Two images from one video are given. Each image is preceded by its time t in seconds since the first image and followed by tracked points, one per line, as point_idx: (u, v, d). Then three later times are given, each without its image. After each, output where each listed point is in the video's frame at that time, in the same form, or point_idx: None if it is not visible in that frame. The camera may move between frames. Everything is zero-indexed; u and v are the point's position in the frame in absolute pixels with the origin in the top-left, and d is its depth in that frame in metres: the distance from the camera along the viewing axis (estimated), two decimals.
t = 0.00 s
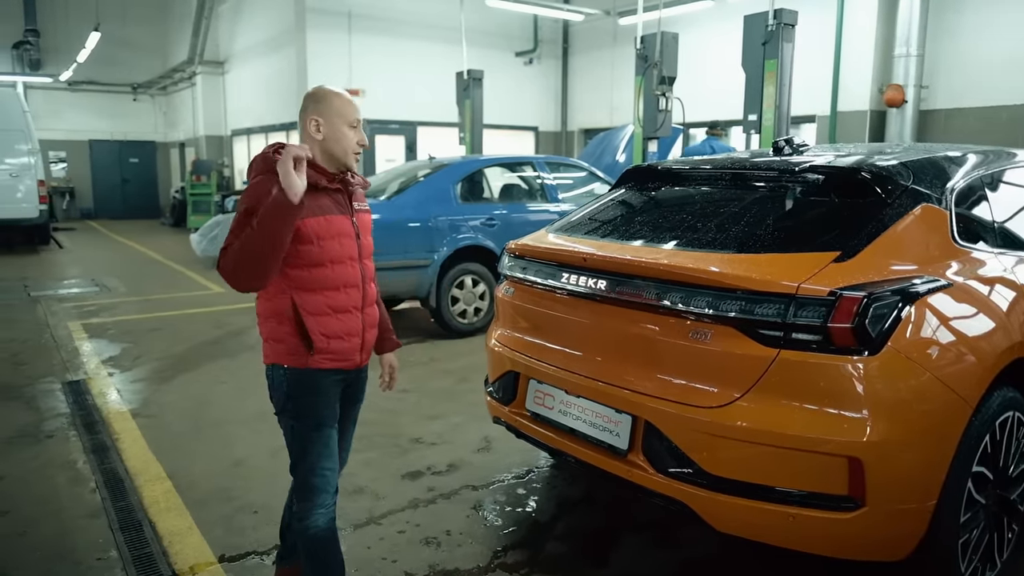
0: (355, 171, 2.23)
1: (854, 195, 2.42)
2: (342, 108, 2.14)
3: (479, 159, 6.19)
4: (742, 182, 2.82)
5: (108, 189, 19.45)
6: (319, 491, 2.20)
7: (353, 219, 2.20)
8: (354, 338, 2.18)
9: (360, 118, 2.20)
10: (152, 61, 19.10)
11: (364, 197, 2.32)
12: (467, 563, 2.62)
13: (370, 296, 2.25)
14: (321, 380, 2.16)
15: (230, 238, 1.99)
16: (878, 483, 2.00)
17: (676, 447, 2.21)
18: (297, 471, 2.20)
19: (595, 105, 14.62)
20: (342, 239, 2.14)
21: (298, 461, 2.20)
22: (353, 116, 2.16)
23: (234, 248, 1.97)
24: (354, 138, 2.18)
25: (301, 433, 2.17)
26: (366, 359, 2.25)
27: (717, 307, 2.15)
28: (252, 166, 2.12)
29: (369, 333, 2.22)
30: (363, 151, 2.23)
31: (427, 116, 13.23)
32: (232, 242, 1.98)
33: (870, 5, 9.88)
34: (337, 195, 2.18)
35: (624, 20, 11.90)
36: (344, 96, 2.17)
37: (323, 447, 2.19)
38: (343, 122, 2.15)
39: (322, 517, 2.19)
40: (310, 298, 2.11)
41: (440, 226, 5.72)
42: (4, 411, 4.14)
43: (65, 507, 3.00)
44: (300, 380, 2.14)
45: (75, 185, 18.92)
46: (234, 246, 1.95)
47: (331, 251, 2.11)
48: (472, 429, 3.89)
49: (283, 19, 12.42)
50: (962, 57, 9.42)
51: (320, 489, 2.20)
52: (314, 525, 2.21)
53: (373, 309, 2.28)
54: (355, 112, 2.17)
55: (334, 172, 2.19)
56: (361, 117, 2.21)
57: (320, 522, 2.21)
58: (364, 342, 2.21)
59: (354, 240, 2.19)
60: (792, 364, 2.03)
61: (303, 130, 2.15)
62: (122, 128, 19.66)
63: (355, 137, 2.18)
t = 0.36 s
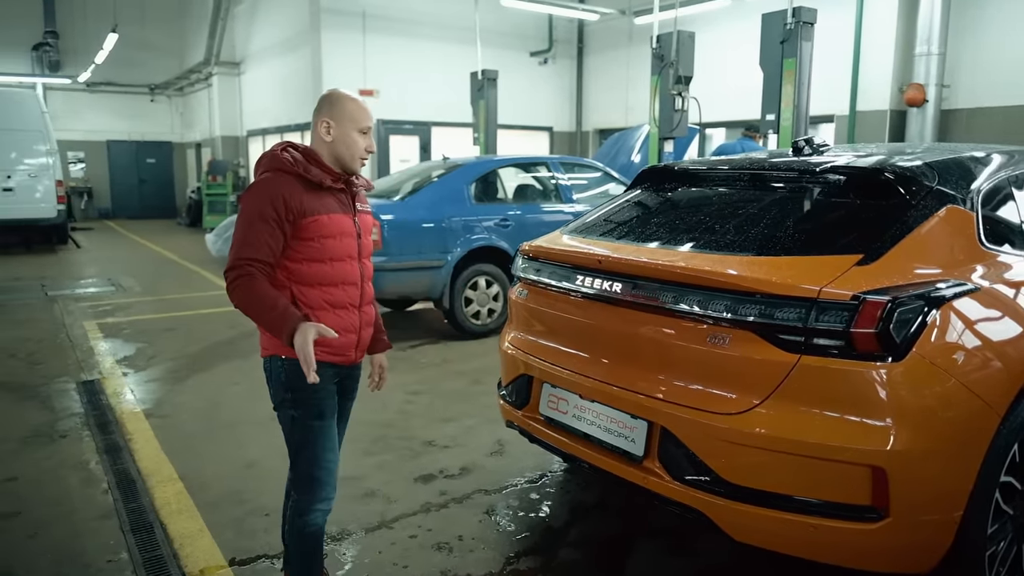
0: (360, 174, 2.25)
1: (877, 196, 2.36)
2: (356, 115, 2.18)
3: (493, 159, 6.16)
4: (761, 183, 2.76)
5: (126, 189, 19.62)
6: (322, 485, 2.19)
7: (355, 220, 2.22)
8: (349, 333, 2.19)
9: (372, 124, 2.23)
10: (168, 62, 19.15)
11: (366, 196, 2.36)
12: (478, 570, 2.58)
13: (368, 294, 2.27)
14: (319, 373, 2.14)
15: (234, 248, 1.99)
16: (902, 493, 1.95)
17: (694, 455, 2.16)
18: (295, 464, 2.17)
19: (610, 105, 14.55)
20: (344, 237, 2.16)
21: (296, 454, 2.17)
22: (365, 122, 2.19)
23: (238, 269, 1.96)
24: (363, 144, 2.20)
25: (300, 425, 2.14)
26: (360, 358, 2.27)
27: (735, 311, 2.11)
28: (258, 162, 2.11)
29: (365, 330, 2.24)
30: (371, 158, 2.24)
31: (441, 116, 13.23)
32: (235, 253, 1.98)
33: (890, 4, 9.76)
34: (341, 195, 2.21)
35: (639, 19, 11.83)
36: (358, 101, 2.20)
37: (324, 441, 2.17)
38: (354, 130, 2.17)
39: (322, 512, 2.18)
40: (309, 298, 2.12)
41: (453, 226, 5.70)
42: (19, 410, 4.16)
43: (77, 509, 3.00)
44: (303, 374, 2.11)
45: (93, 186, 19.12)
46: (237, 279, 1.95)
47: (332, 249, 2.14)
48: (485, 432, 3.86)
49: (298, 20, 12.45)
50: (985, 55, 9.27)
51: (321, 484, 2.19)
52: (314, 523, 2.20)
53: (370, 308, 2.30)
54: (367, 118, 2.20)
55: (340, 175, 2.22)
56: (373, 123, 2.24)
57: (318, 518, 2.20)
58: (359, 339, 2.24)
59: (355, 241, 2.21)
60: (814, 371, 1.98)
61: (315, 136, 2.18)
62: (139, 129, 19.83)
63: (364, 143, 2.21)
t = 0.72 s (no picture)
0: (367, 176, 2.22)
1: (903, 200, 2.30)
2: (358, 115, 2.14)
3: (507, 160, 6.12)
4: (782, 186, 2.70)
5: (141, 189, 19.76)
6: (315, 490, 2.15)
7: (362, 222, 2.19)
8: (356, 339, 2.14)
9: (377, 123, 2.20)
10: (183, 62, 19.19)
11: (376, 199, 2.33)
12: None
13: (375, 298, 2.22)
14: (320, 376, 2.10)
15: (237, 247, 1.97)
16: (931, 506, 1.90)
17: (715, 465, 2.12)
18: (292, 467, 2.14)
19: (625, 105, 14.47)
20: (350, 239, 2.13)
21: (296, 457, 2.13)
22: (368, 122, 2.16)
23: (241, 269, 1.94)
24: (367, 144, 2.16)
25: (298, 430, 2.12)
26: (369, 365, 2.22)
27: (758, 318, 2.05)
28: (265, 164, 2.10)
29: (373, 335, 2.19)
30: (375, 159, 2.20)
31: (454, 116, 13.21)
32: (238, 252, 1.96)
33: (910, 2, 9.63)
34: (348, 198, 2.18)
35: (655, 19, 11.75)
36: (362, 100, 2.17)
37: (324, 446, 2.14)
38: (357, 130, 2.14)
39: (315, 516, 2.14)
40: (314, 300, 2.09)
41: (467, 228, 5.66)
42: (33, 411, 4.17)
43: (89, 511, 2.98)
44: (304, 379, 2.09)
45: (109, 186, 19.27)
46: (240, 280, 1.93)
47: (338, 251, 2.10)
48: (499, 437, 3.82)
49: (312, 21, 12.47)
50: (1007, 55, 9.12)
51: (316, 488, 2.15)
52: (307, 526, 2.16)
53: (379, 312, 2.25)
54: (371, 117, 2.17)
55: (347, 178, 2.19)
56: (378, 122, 2.20)
57: (313, 521, 2.16)
58: (366, 344, 2.19)
59: (362, 243, 2.17)
60: (839, 380, 1.93)
61: (320, 138, 2.16)
62: (154, 129, 19.95)
63: (368, 143, 2.17)
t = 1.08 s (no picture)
0: (375, 177, 2.15)
1: (931, 206, 2.23)
2: (361, 115, 2.07)
3: (518, 161, 6.07)
4: (803, 191, 2.64)
5: (152, 189, 19.82)
6: (326, 501, 2.10)
7: (371, 222, 2.13)
8: (366, 344, 2.09)
9: (382, 123, 2.12)
10: (193, 62, 19.24)
11: (388, 199, 2.27)
12: None
13: (387, 302, 2.17)
14: (329, 386, 2.06)
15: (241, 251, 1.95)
16: (962, 522, 1.84)
17: (736, 478, 2.06)
18: (303, 478, 2.10)
19: (636, 106, 14.40)
20: (356, 241, 2.07)
21: (307, 468, 2.09)
22: (373, 122, 2.08)
23: (244, 273, 1.92)
24: (372, 145, 2.10)
25: (308, 441, 2.07)
26: (381, 369, 2.16)
27: (782, 328, 2.00)
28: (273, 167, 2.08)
29: (384, 340, 2.13)
30: (381, 161, 2.13)
31: (465, 117, 13.17)
32: (241, 256, 1.94)
33: (927, 3, 9.54)
34: (356, 198, 2.12)
35: (667, 19, 11.68)
36: (365, 99, 2.10)
37: (334, 457, 2.09)
38: (361, 131, 2.07)
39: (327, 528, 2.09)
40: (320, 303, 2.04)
41: (478, 230, 5.61)
42: (42, 413, 4.15)
43: (97, 518, 2.95)
44: (314, 389, 2.05)
45: (119, 185, 19.36)
46: (242, 282, 1.91)
47: (345, 253, 2.05)
48: (511, 443, 3.77)
49: (323, 21, 12.45)
50: None
51: (327, 499, 2.10)
52: (318, 539, 2.11)
53: (391, 316, 2.20)
54: (375, 117, 2.09)
55: (355, 178, 2.13)
56: (383, 121, 2.12)
57: (324, 534, 2.11)
58: (377, 348, 2.12)
59: (371, 244, 2.11)
60: (866, 393, 1.87)
61: (325, 141, 2.11)
62: (164, 129, 20.00)
63: (373, 144, 2.10)
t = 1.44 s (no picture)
0: (382, 181, 2.11)
1: (957, 213, 2.17)
2: (366, 118, 2.02)
3: (525, 164, 6.02)
4: (822, 196, 2.58)
5: (158, 189, 19.86)
6: (335, 516, 2.06)
7: (378, 229, 2.09)
8: (375, 354, 2.05)
9: (387, 125, 2.07)
10: (200, 63, 19.27)
11: (395, 205, 2.21)
12: None
13: (396, 310, 2.12)
14: (336, 396, 2.01)
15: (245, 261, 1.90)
16: (991, 541, 1.78)
17: (755, 493, 2.01)
18: (311, 490, 2.05)
19: (644, 107, 14.34)
20: (364, 249, 2.03)
21: (315, 480, 2.05)
22: (376, 125, 2.04)
23: (248, 284, 1.87)
24: (377, 149, 2.05)
25: (317, 453, 2.03)
26: (391, 380, 2.11)
27: (803, 339, 1.95)
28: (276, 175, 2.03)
29: (393, 349, 2.09)
30: (388, 165, 2.09)
31: (472, 118, 13.13)
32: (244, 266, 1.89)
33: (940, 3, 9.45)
34: (362, 204, 2.07)
35: (676, 20, 11.61)
36: (369, 101, 2.06)
37: (343, 470, 2.05)
38: (365, 135, 2.03)
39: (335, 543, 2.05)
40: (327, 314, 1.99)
41: (486, 232, 5.57)
42: (47, 417, 4.12)
43: (101, 525, 2.91)
44: (322, 400, 2.00)
45: (126, 186, 19.41)
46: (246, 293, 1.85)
47: (352, 262, 2.01)
48: (520, 450, 3.72)
49: (330, 21, 12.43)
50: None
51: (336, 513, 2.06)
52: (326, 554, 2.06)
53: (401, 325, 2.15)
54: (379, 121, 2.04)
55: (360, 183, 2.08)
56: (388, 124, 2.08)
57: (332, 549, 2.07)
58: (387, 359, 2.08)
59: (378, 252, 2.07)
60: (892, 407, 1.81)
61: (331, 144, 2.06)
62: (171, 129, 20.04)
63: (379, 147, 2.05)
